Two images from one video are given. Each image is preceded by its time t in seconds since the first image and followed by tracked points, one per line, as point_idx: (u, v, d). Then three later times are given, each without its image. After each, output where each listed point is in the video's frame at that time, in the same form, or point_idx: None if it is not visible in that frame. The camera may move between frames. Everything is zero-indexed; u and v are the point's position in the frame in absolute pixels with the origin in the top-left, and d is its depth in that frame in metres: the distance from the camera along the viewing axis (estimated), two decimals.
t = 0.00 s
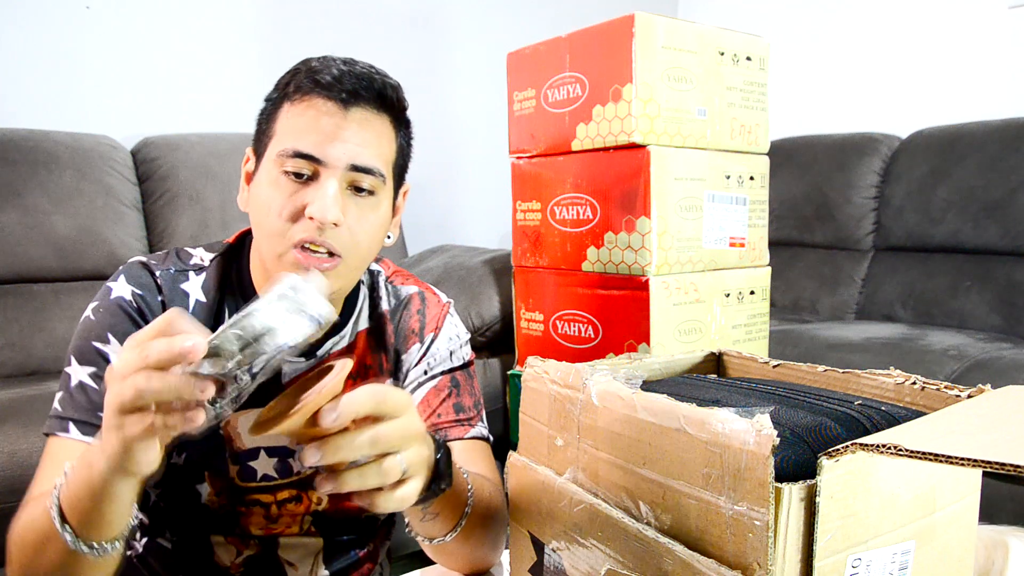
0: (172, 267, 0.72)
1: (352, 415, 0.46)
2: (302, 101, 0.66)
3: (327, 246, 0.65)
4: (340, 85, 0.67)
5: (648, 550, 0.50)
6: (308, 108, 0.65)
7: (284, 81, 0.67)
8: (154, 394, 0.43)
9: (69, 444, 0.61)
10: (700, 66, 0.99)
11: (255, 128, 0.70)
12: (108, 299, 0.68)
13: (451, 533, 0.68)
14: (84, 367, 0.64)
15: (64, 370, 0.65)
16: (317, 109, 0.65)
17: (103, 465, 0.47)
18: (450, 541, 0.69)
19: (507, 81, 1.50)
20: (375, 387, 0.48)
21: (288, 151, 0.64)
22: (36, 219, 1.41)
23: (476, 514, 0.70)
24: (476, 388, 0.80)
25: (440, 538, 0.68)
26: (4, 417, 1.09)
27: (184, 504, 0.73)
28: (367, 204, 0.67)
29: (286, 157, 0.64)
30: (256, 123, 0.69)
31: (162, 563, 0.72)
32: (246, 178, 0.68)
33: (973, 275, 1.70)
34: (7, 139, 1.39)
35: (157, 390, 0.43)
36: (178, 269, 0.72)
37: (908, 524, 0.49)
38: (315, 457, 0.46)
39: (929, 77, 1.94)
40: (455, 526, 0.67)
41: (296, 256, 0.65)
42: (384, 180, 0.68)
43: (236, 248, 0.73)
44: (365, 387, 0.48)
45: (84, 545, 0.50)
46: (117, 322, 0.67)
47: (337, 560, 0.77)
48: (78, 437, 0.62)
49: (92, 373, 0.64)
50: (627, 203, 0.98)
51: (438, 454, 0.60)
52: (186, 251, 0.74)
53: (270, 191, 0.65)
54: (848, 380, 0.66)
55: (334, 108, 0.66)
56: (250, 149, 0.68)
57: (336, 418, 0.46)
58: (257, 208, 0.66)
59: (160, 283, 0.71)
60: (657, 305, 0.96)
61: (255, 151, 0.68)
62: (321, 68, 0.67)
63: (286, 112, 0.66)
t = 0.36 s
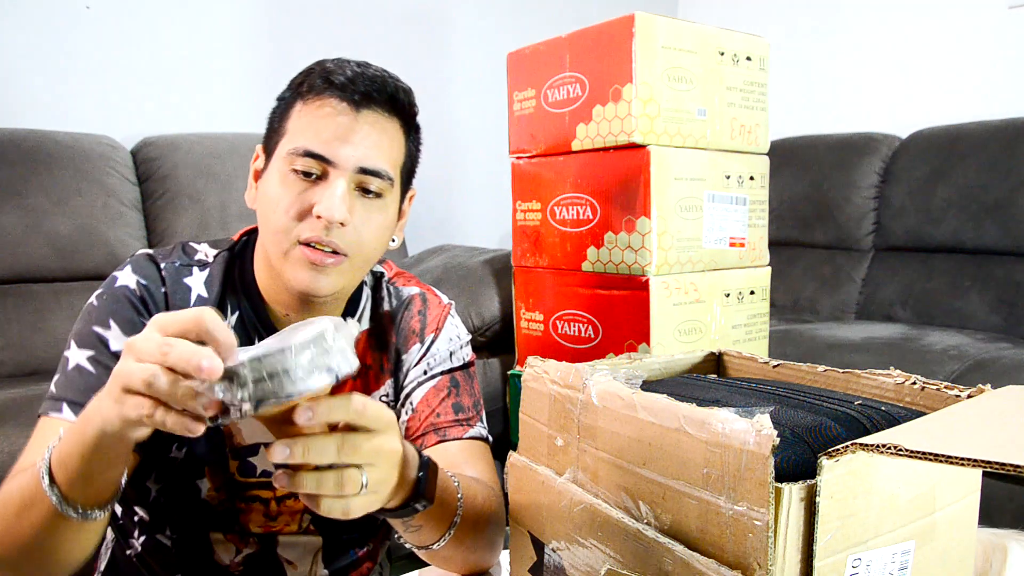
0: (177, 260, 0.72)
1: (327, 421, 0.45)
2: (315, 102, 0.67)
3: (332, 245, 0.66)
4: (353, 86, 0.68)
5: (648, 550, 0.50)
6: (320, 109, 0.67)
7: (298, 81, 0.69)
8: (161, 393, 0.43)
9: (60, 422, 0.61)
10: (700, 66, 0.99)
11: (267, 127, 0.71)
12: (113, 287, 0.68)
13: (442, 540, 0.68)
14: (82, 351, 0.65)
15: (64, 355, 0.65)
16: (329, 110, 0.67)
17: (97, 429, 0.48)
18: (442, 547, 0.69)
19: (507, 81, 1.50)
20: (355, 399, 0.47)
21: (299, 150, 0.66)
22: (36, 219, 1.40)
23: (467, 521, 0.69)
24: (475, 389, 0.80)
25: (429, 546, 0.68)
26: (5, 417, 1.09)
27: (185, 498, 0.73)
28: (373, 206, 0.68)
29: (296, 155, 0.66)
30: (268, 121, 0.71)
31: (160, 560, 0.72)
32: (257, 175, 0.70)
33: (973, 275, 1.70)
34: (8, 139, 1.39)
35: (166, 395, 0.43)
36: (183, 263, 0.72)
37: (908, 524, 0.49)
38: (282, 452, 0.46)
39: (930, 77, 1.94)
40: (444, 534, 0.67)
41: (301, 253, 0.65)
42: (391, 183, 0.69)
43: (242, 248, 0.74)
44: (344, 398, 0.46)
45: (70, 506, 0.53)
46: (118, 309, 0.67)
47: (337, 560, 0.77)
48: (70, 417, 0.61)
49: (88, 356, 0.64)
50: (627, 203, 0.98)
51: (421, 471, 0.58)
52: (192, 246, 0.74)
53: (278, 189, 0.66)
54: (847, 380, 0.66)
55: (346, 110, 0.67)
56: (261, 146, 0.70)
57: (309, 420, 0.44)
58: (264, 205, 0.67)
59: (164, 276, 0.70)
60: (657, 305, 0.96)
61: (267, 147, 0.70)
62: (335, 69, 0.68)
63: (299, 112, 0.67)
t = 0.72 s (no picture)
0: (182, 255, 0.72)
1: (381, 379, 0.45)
2: (316, 100, 0.67)
3: (336, 241, 0.64)
4: (354, 84, 0.68)
5: (648, 550, 0.50)
6: (322, 107, 0.67)
7: (299, 81, 0.69)
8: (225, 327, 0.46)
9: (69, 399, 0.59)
10: (700, 66, 0.99)
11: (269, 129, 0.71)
12: (122, 275, 0.69)
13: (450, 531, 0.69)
14: (91, 334, 0.63)
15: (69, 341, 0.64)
16: (331, 108, 0.67)
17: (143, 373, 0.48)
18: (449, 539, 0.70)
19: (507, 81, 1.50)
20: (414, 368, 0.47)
21: (300, 147, 0.65)
22: (36, 220, 1.40)
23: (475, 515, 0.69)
24: (477, 390, 0.81)
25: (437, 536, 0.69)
26: (5, 417, 1.10)
27: (186, 497, 0.73)
28: (376, 202, 0.67)
29: (299, 152, 0.65)
30: (271, 122, 0.71)
31: (158, 560, 0.72)
32: (260, 175, 0.69)
33: (973, 275, 1.70)
34: (8, 139, 1.39)
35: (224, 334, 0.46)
36: (189, 258, 0.72)
37: (908, 524, 0.49)
38: (330, 392, 0.46)
39: (929, 77, 1.94)
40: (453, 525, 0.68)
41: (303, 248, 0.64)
42: (393, 179, 0.69)
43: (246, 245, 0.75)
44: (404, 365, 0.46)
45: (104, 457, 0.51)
46: (126, 297, 0.67)
47: (337, 559, 0.77)
48: (79, 394, 0.59)
49: (99, 338, 0.63)
50: (627, 203, 0.98)
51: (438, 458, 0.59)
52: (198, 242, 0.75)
53: (281, 187, 0.65)
54: (847, 380, 0.66)
55: (347, 107, 0.67)
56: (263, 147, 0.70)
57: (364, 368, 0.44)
58: (268, 204, 0.66)
59: (171, 269, 0.71)
60: (657, 305, 0.96)
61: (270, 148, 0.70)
62: (336, 67, 0.69)
63: (301, 111, 0.67)
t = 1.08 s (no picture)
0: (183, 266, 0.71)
1: (456, 306, 0.55)
2: (322, 105, 0.67)
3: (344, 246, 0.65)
4: (360, 89, 0.68)
5: (648, 551, 0.50)
6: (328, 112, 0.67)
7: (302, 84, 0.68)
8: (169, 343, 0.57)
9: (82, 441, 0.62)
10: (700, 66, 0.99)
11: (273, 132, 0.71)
12: (119, 296, 0.67)
13: (468, 507, 0.73)
14: (96, 364, 0.64)
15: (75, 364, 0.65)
16: (337, 112, 0.67)
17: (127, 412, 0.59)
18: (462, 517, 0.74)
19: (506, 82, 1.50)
20: (481, 300, 0.57)
21: (309, 153, 0.66)
22: (35, 219, 1.43)
23: (492, 500, 0.75)
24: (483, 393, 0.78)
25: (456, 509, 0.73)
26: (4, 417, 1.09)
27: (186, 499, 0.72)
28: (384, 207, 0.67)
29: (307, 158, 0.66)
30: (275, 123, 0.70)
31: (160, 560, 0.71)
32: (266, 178, 0.69)
33: (972, 275, 1.70)
34: (7, 139, 1.39)
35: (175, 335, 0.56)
36: (189, 268, 0.72)
37: (909, 524, 0.49)
38: (410, 310, 0.55)
39: (929, 76, 1.94)
40: (472, 501, 0.73)
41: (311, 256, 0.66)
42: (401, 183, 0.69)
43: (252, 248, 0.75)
44: (474, 294, 0.56)
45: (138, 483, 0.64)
46: (128, 320, 0.67)
47: (339, 557, 0.77)
48: (90, 437, 0.62)
49: (103, 370, 0.64)
50: (627, 203, 0.98)
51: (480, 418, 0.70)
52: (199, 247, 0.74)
53: (290, 193, 0.66)
54: (847, 379, 0.66)
55: (354, 111, 0.67)
56: (270, 149, 0.69)
57: (445, 294, 0.54)
58: (276, 209, 0.68)
59: (172, 281, 0.70)
60: (657, 305, 0.96)
61: (275, 150, 0.69)
62: (341, 72, 0.68)
63: (307, 115, 0.67)
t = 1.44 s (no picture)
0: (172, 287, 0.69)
1: (449, 288, 0.54)
2: (313, 112, 0.67)
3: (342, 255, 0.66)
4: (350, 96, 0.68)
5: (648, 550, 0.50)
6: (319, 120, 0.67)
7: (292, 91, 0.69)
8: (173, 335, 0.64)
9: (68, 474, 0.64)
10: (700, 66, 0.99)
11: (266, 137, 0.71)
12: (97, 326, 0.66)
13: (468, 497, 0.72)
14: (78, 398, 0.65)
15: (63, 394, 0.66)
16: (329, 119, 0.67)
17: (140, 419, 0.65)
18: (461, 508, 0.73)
19: (507, 82, 1.50)
20: (472, 282, 0.56)
21: (301, 162, 0.66)
22: (36, 219, 1.41)
23: (491, 490, 0.74)
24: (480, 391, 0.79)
25: (456, 499, 0.72)
26: (5, 417, 1.09)
27: (181, 504, 0.73)
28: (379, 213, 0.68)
29: (300, 167, 0.66)
30: (267, 129, 0.71)
31: (163, 560, 0.74)
32: (260, 184, 0.70)
33: (973, 275, 1.70)
34: (7, 139, 1.39)
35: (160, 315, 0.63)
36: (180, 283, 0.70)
37: (908, 524, 0.49)
38: (404, 293, 0.53)
39: (929, 76, 1.94)
40: (472, 492, 0.72)
41: (310, 262, 0.68)
42: (395, 187, 0.69)
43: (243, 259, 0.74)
44: (464, 276, 0.55)
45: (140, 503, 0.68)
46: (105, 351, 0.66)
47: (338, 556, 0.77)
48: (77, 469, 0.64)
49: (83, 404, 0.65)
50: (627, 203, 0.98)
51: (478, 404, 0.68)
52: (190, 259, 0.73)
53: (285, 202, 0.67)
54: (847, 379, 0.66)
55: (345, 118, 0.67)
56: (263, 155, 0.70)
57: (439, 276, 0.53)
58: (272, 216, 0.68)
59: (159, 304, 0.68)
60: (657, 306, 0.96)
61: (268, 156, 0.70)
62: (331, 78, 0.68)
63: (298, 122, 0.67)
